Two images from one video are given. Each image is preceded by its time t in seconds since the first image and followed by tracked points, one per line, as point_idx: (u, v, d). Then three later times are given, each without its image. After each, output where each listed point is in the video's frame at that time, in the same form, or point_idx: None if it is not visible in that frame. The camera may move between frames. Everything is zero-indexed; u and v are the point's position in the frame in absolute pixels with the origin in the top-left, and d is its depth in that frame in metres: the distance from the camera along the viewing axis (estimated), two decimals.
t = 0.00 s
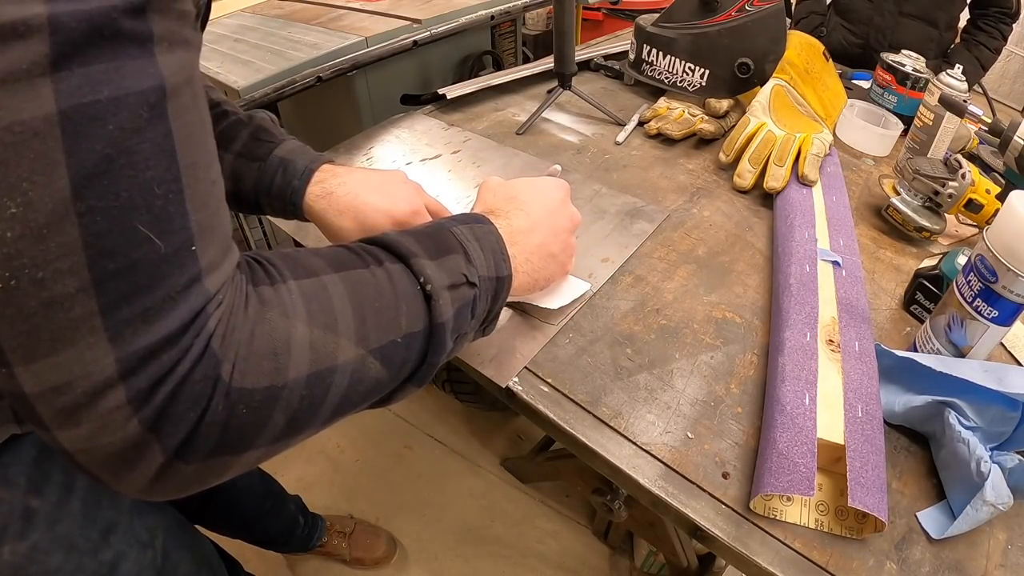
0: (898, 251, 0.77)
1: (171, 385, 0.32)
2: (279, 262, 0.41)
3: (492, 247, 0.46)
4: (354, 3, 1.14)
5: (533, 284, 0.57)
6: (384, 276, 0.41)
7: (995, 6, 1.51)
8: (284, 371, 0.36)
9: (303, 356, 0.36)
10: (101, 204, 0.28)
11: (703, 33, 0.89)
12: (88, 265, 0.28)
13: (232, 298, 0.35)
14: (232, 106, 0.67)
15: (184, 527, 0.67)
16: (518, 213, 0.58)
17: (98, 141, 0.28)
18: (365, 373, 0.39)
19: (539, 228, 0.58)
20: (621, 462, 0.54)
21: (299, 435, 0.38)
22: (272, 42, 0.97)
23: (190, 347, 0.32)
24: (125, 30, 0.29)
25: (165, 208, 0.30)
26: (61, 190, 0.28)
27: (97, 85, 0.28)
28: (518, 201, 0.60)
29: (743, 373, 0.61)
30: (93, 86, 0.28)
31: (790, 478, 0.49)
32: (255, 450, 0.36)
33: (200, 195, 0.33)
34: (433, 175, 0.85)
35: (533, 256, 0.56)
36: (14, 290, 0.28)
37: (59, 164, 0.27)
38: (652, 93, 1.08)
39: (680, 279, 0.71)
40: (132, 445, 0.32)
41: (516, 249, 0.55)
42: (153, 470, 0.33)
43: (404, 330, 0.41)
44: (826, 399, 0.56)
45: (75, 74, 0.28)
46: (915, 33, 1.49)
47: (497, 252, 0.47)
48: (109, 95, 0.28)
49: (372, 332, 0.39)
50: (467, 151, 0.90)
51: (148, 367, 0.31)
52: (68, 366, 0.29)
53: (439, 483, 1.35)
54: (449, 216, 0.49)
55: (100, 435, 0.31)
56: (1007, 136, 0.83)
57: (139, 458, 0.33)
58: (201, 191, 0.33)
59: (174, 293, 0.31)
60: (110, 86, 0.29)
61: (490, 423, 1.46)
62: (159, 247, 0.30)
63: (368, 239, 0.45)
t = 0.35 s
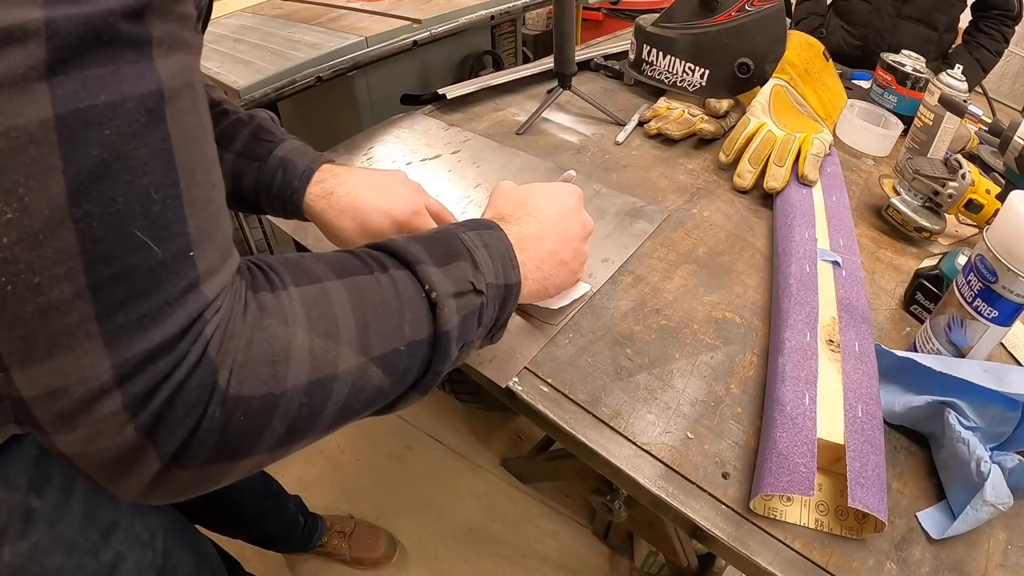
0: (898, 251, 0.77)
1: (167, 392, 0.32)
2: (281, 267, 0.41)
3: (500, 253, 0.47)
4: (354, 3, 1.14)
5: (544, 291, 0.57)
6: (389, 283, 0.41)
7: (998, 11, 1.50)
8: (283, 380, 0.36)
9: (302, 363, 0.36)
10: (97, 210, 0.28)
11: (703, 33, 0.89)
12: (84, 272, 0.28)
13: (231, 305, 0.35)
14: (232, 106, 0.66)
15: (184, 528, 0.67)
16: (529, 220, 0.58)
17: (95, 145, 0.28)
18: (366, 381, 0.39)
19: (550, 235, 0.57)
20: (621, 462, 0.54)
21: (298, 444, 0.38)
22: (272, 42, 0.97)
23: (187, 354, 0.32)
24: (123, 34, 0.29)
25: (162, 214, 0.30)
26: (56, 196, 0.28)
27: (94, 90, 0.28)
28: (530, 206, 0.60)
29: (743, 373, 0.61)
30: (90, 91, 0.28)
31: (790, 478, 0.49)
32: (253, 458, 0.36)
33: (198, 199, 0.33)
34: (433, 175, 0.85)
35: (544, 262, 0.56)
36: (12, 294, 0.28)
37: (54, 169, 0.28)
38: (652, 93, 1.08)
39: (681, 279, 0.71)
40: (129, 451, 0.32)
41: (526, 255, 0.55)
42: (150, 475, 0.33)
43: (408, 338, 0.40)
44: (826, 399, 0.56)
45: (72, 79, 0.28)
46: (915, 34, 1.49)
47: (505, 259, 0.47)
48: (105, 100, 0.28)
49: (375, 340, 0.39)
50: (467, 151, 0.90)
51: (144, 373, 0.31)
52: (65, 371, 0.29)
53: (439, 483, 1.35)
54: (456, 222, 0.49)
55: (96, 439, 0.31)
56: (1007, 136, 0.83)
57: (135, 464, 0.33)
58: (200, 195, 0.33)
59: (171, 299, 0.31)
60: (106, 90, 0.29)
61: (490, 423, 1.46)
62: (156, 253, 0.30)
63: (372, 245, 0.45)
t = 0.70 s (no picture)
0: (898, 251, 0.77)
1: (160, 398, 0.32)
2: (278, 272, 0.40)
3: (503, 260, 0.47)
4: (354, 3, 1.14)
5: (548, 297, 0.57)
6: (388, 289, 0.41)
7: (995, 7, 1.51)
8: (276, 387, 0.35)
9: (296, 370, 0.36)
10: (90, 216, 0.28)
11: (703, 33, 0.89)
12: (77, 278, 0.28)
13: (225, 311, 0.35)
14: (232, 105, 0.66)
15: (184, 527, 0.68)
16: (534, 226, 0.58)
17: (87, 152, 0.28)
18: (361, 388, 0.39)
19: (554, 241, 0.57)
20: (621, 462, 0.54)
21: (292, 449, 0.38)
22: (272, 42, 0.97)
23: (179, 359, 0.32)
24: (117, 40, 0.29)
25: (156, 220, 0.30)
26: (49, 203, 0.28)
27: (87, 96, 0.28)
28: (534, 211, 0.60)
29: (743, 373, 0.61)
30: (83, 98, 0.28)
31: (790, 478, 0.49)
32: (246, 463, 0.36)
33: (193, 205, 0.33)
34: (433, 174, 0.85)
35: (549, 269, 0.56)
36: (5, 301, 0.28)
37: (47, 176, 0.28)
38: (652, 93, 1.08)
39: (681, 279, 0.71)
40: (122, 455, 0.32)
41: (529, 262, 0.55)
42: (142, 479, 0.33)
43: (405, 345, 0.40)
44: (826, 399, 0.56)
45: (65, 85, 0.28)
46: (915, 34, 1.49)
47: (508, 265, 0.47)
48: (98, 106, 0.28)
49: (371, 347, 0.39)
50: (467, 151, 0.90)
51: (136, 379, 0.31)
52: (58, 375, 0.29)
53: (439, 483, 1.35)
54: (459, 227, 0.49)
55: (89, 443, 0.31)
56: (1007, 136, 0.83)
57: (127, 468, 0.33)
58: (195, 200, 0.33)
59: (164, 305, 0.31)
60: (99, 97, 0.29)
61: (490, 423, 1.46)
62: (149, 259, 0.30)
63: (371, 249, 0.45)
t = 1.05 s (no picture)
0: (898, 251, 0.77)
1: (154, 399, 0.32)
2: (272, 275, 0.40)
3: (498, 262, 0.46)
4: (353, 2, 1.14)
5: (546, 298, 0.57)
6: (384, 292, 0.41)
7: (996, 7, 1.51)
8: (272, 389, 0.35)
9: (291, 372, 0.36)
10: (86, 219, 0.28)
11: (703, 33, 0.89)
12: (73, 280, 0.28)
13: (219, 313, 0.35)
14: (232, 105, 0.66)
15: (185, 526, 0.67)
16: (530, 228, 0.58)
17: (84, 154, 0.28)
18: (358, 390, 0.39)
19: (551, 242, 0.57)
20: (621, 462, 0.54)
21: (286, 450, 0.38)
22: (272, 42, 0.97)
23: (175, 361, 0.32)
24: (113, 45, 0.29)
25: (152, 223, 0.30)
26: (47, 205, 0.28)
27: (85, 99, 0.28)
28: (530, 213, 0.60)
29: (743, 373, 0.61)
30: (81, 100, 0.28)
31: (790, 478, 0.49)
32: (239, 464, 0.36)
33: (189, 208, 0.33)
34: (433, 174, 0.85)
35: (545, 270, 0.56)
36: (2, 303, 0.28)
37: (46, 179, 0.28)
38: (652, 93, 1.08)
39: (681, 279, 0.71)
40: (116, 455, 0.32)
41: (525, 264, 0.55)
42: (137, 479, 0.33)
43: (400, 347, 0.40)
44: (826, 399, 0.56)
45: (62, 88, 0.28)
46: (915, 34, 1.49)
47: (503, 268, 0.47)
48: (96, 110, 0.28)
49: (367, 349, 0.39)
50: (466, 151, 0.90)
51: (132, 380, 0.31)
52: (53, 375, 0.29)
53: (439, 483, 1.35)
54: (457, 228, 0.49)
55: (87, 442, 0.31)
56: (1008, 136, 0.83)
57: (122, 467, 0.33)
58: (191, 203, 0.33)
59: (160, 307, 0.31)
60: (97, 100, 0.29)
61: (490, 423, 1.46)
62: (145, 262, 0.30)
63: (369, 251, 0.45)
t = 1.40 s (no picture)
0: (898, 251, 0.77)
1: (18, 415, 0.29)
2: (144, 254, 0.37)
3: (381, 223, 0.45)
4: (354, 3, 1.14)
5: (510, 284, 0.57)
6: (264, 261, 0.39)
7: (995, 7, 1.51)
8: (151, 381, 0.33)
9: (173, 360, 0.33)
10: None
11: (703, 33, 0.89)
12: None
13: (86, 310, 0.31)
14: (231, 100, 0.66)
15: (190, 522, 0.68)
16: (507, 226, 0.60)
17: None
18: (247, 372, 0.36)
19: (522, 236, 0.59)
20: (621, 463, 0.54)
21: (180, 453, 0.35)
22: (272, 42, 0.97)
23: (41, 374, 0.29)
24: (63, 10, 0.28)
25: (26, 214, 0.28)
26: None
27: None
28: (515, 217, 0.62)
29: (743, 373, 0.61)
30: None
31: (790, 478, 0.49)
32: (130, 477, 0.34)
33: (76, 206, 0.30)
34: (433, 175, 0.85)
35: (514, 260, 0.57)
36: None
37: None
38: (652, 93, 1.08)
39: (680, 279, 0.71)
40: None
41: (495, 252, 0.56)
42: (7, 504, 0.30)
43: (286, 315, 0.38)
44: (826, 399, 0.56)
45: None
46: (915, 34, 1.49)
47: (388, 228, 0.45)
48: None
49: (252, 323, 0.37)
50: (466, 151, 0.90)
51: None
52: None
53: (439, 483, 1.35)
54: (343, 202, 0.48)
55: None
56: (1007, 136, 0.83)
57: None
58: (80, 200, 0.30)
59: (30, 315, 0.28)
60: None
61: (490, 423, 1.46)
62: (14, 260, 0.27)
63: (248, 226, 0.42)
